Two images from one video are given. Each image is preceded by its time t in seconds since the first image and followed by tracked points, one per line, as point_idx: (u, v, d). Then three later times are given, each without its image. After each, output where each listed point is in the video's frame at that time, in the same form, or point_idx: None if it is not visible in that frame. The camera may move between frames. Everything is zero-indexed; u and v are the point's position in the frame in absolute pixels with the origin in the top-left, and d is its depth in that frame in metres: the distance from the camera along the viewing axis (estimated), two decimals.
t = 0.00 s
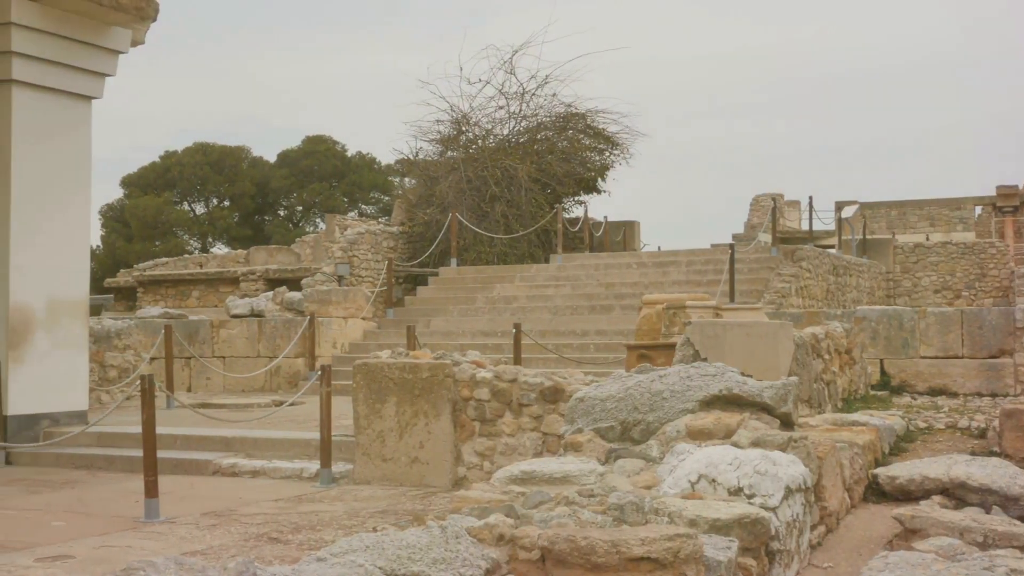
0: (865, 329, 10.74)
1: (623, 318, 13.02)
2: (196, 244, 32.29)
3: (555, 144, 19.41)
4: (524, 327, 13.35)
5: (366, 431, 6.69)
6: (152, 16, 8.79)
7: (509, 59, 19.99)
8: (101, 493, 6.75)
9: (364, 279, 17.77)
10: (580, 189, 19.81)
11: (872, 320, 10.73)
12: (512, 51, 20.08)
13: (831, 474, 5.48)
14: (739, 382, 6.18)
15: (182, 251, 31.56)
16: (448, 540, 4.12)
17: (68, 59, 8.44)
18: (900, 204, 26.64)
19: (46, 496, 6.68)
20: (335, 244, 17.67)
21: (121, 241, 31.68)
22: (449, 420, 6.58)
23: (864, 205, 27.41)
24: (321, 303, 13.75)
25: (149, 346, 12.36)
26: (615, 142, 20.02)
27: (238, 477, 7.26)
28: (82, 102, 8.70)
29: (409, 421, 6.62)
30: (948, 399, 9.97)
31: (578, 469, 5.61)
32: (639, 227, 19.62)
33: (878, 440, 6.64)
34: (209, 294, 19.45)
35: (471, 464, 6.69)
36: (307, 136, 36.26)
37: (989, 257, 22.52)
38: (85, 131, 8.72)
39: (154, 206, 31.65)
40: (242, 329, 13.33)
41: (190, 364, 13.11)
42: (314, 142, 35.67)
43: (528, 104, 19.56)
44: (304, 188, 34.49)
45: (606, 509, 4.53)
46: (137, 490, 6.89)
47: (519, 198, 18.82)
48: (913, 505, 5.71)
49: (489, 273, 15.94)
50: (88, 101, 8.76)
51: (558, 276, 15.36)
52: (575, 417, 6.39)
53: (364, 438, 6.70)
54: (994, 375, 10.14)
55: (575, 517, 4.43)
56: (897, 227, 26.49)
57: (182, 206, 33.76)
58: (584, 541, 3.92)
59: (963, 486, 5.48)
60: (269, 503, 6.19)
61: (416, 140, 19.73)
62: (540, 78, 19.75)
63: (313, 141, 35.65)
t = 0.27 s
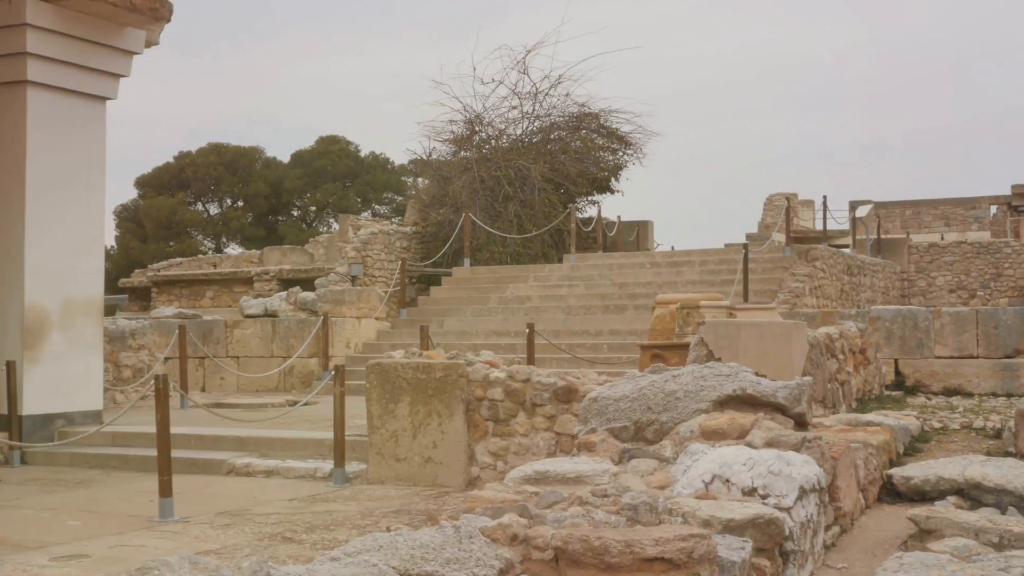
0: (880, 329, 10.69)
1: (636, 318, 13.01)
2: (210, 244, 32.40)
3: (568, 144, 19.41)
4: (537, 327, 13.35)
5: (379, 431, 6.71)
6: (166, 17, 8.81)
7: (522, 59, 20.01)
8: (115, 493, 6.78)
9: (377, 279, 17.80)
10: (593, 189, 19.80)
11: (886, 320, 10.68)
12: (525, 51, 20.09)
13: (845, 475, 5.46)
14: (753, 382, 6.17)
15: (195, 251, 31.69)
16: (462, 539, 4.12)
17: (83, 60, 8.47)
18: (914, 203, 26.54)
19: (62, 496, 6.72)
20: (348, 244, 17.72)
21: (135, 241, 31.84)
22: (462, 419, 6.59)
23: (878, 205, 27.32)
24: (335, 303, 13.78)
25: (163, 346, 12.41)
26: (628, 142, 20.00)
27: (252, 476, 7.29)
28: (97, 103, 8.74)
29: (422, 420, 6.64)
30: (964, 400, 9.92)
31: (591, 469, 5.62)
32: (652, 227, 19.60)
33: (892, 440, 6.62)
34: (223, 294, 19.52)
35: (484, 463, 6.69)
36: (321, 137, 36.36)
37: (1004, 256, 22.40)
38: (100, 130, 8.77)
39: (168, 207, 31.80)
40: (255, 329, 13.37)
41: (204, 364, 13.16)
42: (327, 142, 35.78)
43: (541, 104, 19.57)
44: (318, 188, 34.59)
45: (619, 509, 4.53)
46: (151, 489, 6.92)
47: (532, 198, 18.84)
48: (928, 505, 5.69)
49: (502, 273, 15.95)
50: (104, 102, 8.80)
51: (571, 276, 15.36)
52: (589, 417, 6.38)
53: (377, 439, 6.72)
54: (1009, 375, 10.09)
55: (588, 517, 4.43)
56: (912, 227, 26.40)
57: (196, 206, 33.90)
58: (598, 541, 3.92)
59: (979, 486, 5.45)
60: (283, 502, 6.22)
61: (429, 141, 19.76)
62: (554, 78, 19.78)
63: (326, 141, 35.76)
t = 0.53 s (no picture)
0: (892, 328, 10.65)
1: (648, 318, 12.99)
2: (222, 245, 32.50)
3: (579, 144, 19.40)
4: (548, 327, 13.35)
5: (390, 431, 6.71)
6: (178, 18, 8.85)
7: (533, 59, 20.01)
8: (127, 492, 6.81)
9: (389, 279, 17.83)
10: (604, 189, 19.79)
11: (899, 320, 10.64)
12: (536, 51, 20.09)
13: (857, 475, 5.45)
14: (765, 382, 6.17)
15: (207, 251, 31.79)
16: (473, 539, 4.13)
17: (96, 62, 8.52)
18: (926, 203, 26.45)
19: (74, 496, 6.76)
20: (360, 244, 17.76)
21: (147, 241, 31.97)
22: (474, 419, 6.60)
23: (891, 204, 27.24)
24: (346, 303, 13.80)
25: (175, 346, 12.46)
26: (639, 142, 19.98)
27: (263, 476, 7.31)
28: (109, 104, 8.78)
29: (433, 420, 6.65)
30: (976, 400, 9.89)
31: (602, 469, 5.62)
32: (664, 227, 19.58)
33: (905, 440, 6.60)
34: (234, 294, 19.58)
35: (496, 463, 6.69)
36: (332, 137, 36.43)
37: (1017, 256, 22.29)
38: (112, 131, 8.81)
39: (179, 207, 31.91)
40: (267, 329, 13.40)
41: (216, 364, 13.20)
42: (339, 142, 35.84)
43: (552, 104, 19.56)
44: (329, 188, 34.65)
45: (631, 509, 4.53)
46: (163, 489, 6.95)
47: (543, 198, 18.84)
48: (940, 506, 5.67)
49: (514, 273, 15.94)
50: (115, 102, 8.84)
51: (582, 276, 15.35)
52: (600, 417, 6.38)
53: (388, 439, 6.72)
54: (1022, 375, 10.05)
55: (599, 517, 4.44)
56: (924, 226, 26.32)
57: (207, 207, 34.00)
58: (609, 541, 3.92)
59: (991, 486, 5.43)
60: (295, 502, 6.24)
61: (440, 141, 19.78)
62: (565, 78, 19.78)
63: (338, 141, 35.83)
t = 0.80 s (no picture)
0: (906, 328, 10.61)
1: (661, 318, 12.98)
2: (235, 245, 32.60)
3: (592, 143, 19.39)
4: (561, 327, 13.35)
5: (404, 431, 6.73)
6: (191, 19, 8.89)
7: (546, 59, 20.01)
8: (142, 492, 6.85)
9: (401, 279, 17.87)
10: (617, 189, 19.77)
11: (913, 320, 10.60)
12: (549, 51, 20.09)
13: (871, 475, 5.44)
14: (778, 382, 6.15)
15: (221, 251, 31.90)
16: (486, 539, 4.14)
17: (110, 63, 8.56)
18: (941, 203, 26.35)
19: (89, 495, 6.80)
20: (373, 244, 17.79)
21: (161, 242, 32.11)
22: (487, 419, 6.62)
23: (904, 204, 27.14)
24: (359, 303, 13.83)
25: (189, 346, 12.51)
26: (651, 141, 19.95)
27: (277, 476, 7.34)
28: (122, 104, 8.82)
29: (447, 420, 6.66)
30: (991, 400, 9.84)
31: (615, 469, 5.63)
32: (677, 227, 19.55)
33: (919, 441, 6.58)
34: (248, 294, 19.64)
35: (509, 463, 6.70)
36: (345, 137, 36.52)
37: None
38: (126, 132, 8.86)
39: (193, 207, 32.04)
40: (281, 329, 13.44)
41: (230, 364, 13.25)
42: (352, 142, 35.92)
43: (565, 104, 19.56)
44: (342, 189, 34.74)
45: (644, 509, 4.53)
46: (176, 488, 6.98)
47: (557, 198, 18.86)
48: (955, 506, 5.65)
49: (527, 273, 15.95)
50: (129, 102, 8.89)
51: (595, 276, 15.34)
52: (613, 417, 6.37)
53: (402, 438, 6.74)
54: None
55: (613, 517, 4.44)
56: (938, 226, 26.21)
57: (221, 207, 34.12)
58: (623, 541, 3.92)
59: (1007, 487, 5.40)
60: (308, 502, 6.26)
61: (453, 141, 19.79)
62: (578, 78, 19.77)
63: (351, 141, 35.92)
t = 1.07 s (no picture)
0: (918, 328, 10.57)
1: (672, 318, 12.96)
2: (247, 245, 32.68)
3: (602, 143, 19.37)
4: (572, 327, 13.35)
5: (414, 431, 6.74)
6: (203, 20, 8.93)
7: (557, 59, 20.00)
8: (154, 492, 6.88)
9: (412, 279, 17.89)
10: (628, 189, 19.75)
11: (925, 319, 10.56)
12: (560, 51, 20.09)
13: (883, 475, 5.42)
14: (789, 382, 6.14)
15: (232, 252, 32.00)
16: (497, 539, 4.15)
17: (122, 63, 8.60)
18: (953, 202, 26.25)
19: (101, 495, 6.83)
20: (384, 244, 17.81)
21: (173, 242, 32.23)
22: (498, 419, 6.61)
23: (916, 203, 27.06)
24: (370, 303, 13.85)
25: (200, 346, 12.56)
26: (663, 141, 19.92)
27: (289, 475, 7.37)
28: (134, 104, 8.85)
29: (458, 420, 6.66)
30: (1004, 400, 9.80)
31: (627, 469, 5.63)
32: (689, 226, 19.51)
33: (931, 441, 6.56)
34: (259, 294, 19.70)
35: (520, 463, 6.70)
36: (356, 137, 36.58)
37: None
38: (138, 131, 8.90)
39: (205, 208, 32.15)
40: (292, 329, 13.47)
41: (241, 364, 13.30)
42: (364, 142, 35.98)
43: (576, 104, 19.55)
44: (353, 189, 34.81)
45: (655, 509, 4.53)
46: (188, 488, 7.01)
47: (568, 198, 18.84)
48: (967, 506, 5.63)
49: (538, 273, 15.95)
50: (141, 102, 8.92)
51: (606, 276, 15.33)
52: (624, 417, 6.36)
53: (413, 438, 6.75)
54: None
55: (624, 517, 4.44)
56: (950, 225, 26.11)
57: (232, 207, 34.21)
58: (634, 541, 3.93)
59: (1019, 487, 5.38)
60: (320, 501, 6.29)
61: (464, 141, 19.80)
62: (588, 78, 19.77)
63: (362, 141, 35.98)
